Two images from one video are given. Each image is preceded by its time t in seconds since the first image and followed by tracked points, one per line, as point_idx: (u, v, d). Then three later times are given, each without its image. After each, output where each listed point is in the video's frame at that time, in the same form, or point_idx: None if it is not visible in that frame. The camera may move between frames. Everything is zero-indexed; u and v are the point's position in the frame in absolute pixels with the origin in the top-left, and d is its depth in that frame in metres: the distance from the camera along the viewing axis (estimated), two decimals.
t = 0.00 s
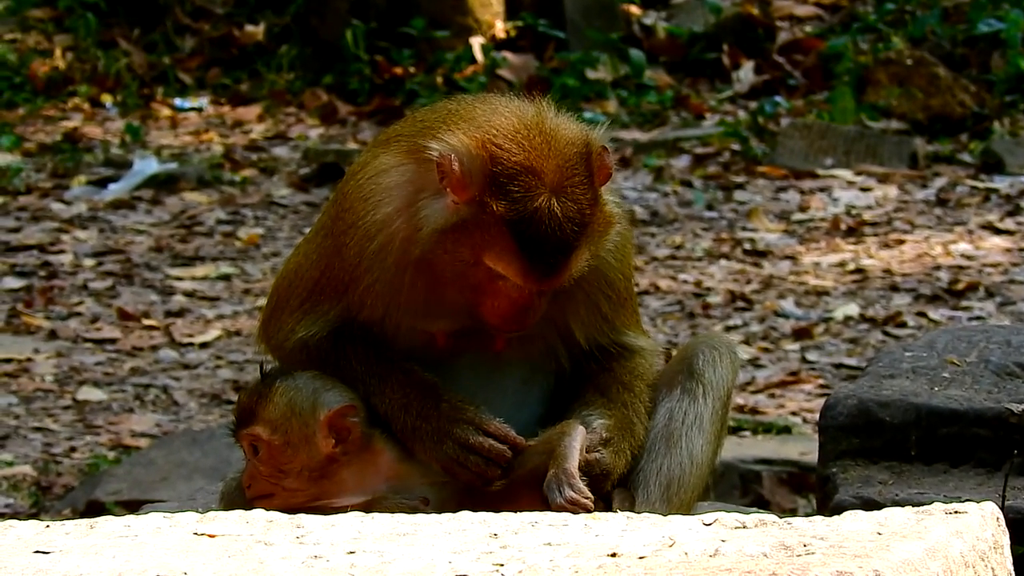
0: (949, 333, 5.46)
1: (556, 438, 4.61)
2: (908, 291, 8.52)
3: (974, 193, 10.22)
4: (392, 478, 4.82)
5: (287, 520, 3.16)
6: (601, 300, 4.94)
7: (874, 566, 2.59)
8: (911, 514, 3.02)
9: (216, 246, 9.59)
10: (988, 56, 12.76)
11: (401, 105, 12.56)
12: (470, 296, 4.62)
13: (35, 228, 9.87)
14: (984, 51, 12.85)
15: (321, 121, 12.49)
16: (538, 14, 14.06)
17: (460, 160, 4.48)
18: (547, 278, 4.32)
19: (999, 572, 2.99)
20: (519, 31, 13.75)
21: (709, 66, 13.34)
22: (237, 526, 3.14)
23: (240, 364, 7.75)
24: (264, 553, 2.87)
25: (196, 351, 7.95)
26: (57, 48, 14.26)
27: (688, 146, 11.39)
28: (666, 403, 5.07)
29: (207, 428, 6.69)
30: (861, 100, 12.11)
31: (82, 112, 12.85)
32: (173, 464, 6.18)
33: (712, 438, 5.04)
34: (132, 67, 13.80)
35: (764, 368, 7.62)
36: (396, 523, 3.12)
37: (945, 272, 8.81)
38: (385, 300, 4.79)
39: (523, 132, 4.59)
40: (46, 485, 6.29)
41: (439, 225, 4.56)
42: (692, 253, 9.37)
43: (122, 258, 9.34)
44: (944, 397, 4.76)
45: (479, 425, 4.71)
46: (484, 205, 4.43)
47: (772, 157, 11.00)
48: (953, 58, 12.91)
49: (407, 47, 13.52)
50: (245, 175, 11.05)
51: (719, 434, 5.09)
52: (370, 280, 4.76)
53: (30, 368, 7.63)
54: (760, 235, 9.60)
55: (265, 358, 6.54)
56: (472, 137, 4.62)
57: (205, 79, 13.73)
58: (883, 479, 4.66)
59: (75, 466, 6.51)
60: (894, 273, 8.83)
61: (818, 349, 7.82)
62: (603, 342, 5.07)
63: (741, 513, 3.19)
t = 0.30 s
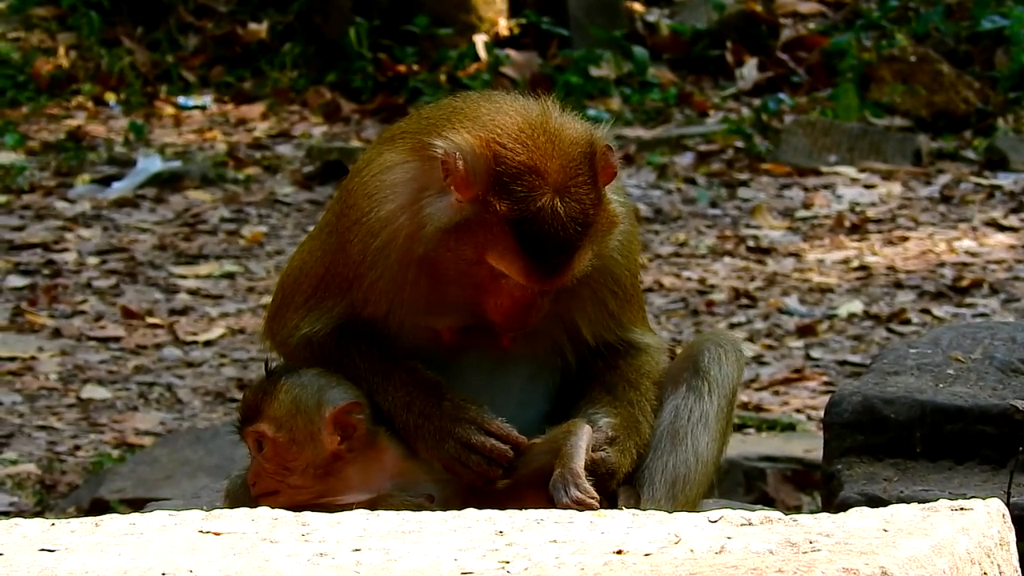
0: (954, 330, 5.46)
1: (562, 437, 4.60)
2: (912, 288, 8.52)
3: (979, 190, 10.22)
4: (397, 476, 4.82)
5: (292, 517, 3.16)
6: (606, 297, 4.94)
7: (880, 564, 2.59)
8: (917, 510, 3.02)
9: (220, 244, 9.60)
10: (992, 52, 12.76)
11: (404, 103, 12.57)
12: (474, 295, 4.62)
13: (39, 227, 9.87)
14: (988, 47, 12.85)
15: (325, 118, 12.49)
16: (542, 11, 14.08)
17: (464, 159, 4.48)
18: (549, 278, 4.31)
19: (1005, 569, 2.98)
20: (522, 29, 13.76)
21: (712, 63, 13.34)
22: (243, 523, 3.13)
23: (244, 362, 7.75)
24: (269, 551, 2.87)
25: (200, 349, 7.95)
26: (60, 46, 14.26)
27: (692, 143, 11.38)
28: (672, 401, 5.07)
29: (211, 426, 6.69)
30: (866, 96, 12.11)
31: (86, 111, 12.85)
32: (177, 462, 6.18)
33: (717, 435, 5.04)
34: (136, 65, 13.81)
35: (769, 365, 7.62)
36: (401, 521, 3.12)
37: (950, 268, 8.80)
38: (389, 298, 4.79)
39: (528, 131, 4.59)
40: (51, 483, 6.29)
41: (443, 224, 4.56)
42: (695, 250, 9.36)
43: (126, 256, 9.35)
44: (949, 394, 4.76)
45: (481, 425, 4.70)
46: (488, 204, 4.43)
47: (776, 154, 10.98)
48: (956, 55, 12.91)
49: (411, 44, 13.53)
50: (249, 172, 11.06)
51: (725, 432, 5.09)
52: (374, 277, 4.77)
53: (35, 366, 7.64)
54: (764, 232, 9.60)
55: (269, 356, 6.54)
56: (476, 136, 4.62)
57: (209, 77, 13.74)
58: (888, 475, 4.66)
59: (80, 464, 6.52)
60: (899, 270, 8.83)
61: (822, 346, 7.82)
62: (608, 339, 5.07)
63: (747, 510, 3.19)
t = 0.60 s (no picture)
0: (958, 327, 5.45)
1: (569, 437, 4.65)
2: (917, 286, 8.51)
3: (983, 187, 10.21)
4: (401, 473, 4.82)
5: (297, 515, 3.17)
6: (611, 295, 4.93)
7: (885, 562, 2.59)
8: (921, 508, 3.02)
9: (224, 242, 9.61)
10: (997, 50, 12.75)
11: (409, 101, 12.57)
12: (476, 292, 4.61)
13: (44, 224, 9.88)
14: (992, 45, 12.84)
15: (330, 116, 12.49)
16: (547, 9, 14.08)
17: (468, 156, 4.47)
18: (551, 276, 4.30)
19: (1009, 567, 2.99)
20: (527, 27, 13.82)
21: (717, 60, 13.33)
22: (248, 521, 3.14)
23: (249, 359, 7.76)
24: (274, 549, 2.87)
25: (205, 346, 7.96)
26: (65, 44, 14.26)
27: (697, 140, 11.37)
28: (677, 398, 5.08)
29: (216, 424, 6.69)
30: (870, 94, 12.09)
31: (90, 108, 12.86)
32: (183, 460, 6.19)
33: (722, 433, 5.04)
34: (141, 62, 13.81)
35: (774, 362, 7.61)
36: (406, 519, 3.12)
37: (954, 266, 8.80)
38: (392, 294, 4.79)
39: (532, 129, 4.58)
40: (56, 481, 6.30)
41: (446, 220, 4.56)
42: (700, 247, 9.35)
43: (131, 254, 9.35)
44: (953, 391, 4.76)
45: (480, 434, 4.74)
46: (491, 201, 4.42)
47: (781, 152, 10.98)
48: (961, 52, 12.90)
49: (415, 42, 13.53)
50: (254, 170, 11.06)
51: (729, 429, 5.10)
52: (378, 273, 4.77)
53: (39, 364, 7.64)
54: (769, 230, 9.60)
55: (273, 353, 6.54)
56: (480, 134, 4.62)
57: (214, 75, 13.75)
58: (893, 473, 4.66)
59: (84, 462, 6.52)
60: (903, 267, 8.82)
61: (827, 343, 7.81)
62: (612, 338, 5.07)
63: (751, 507, 3.19)
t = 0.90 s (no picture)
0: (962, 324, 5.45)
1: (576, 437, 4.65)
2: (921, 283, 8.51)
3: (986, 185, 10.21)
4: (406, 470, 4.84)
5: (302, 512, 3.17)
6: (614, 294, 4.93)
7: (890, 560, 2.59)
8: (926, 505, 3.02)
9: (228, 240, 9.61)
10: (1000, 48, 12.74)
11: (412, 99, 12.57)
12: (479, 290, 4.61)
13: (47, 222, 9.88)
14: (995, 43, 12.84)
15: (333, 114, 12.48)
16: (550, 6, 14.09)
17: (471, 155, 4.47)
18: (552, 275, 4.29)
19: (1015, 564, 2.98)
20: (531, 24, 13.80)
21: (720, 58, 13.32)
22: (253, 518, 3.14)
23: (253, 357, 7.76)
24: (279, 547, 2.87)
25: (209, 344, 7.96)
26: (68, 42, 14.26)
27: (701, 138, 11.37)
28: (682, 396, 5.07)
29: (220, 422, 6.70)
30: (873, 92, 12.09)
31: (94, 106, 12.86)
32: (187, 457, 6.19)
33: (727, 430, 5.04)
34: (144, 61, 13.81)
35: (777, 360, 7.61)
36: (411, 516, 3.12)
37: (958, 263, 8.80)
38: (396, 292, 4.80)
39: (535, 128, 4.57)
40: (60, 479, 6.30)
41: (448, 218, 4.56)
42: (704, 245, 9.35)
43: (134, 252, 9.36)
44: (958, 388, 4.76)
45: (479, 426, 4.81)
46: (492, 200, 4.41)
47: (784, 149, 10.98)
48: (964, 50, 12.90)
49: (419, 40, 13.53)
50: (257, 168, 11.06)
51: (734, 427, 5.09)
52: (381, 271, 4.77)
53: (43, 362, 7.65)
54: (772, 227, 9.60)
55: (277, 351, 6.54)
56: (483, 133, 4.61)
57: (217, 73, 13.75)
58: (897, 470, 4.65)
59: (88, 459, 6.53)
60: (907, 265, 8.82)
61: (831, 341, 7.81)
62: (616, 336, 5.07)
63: (756, 505, 3.19)
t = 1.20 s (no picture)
0: (963, 322, 5.46)
1: (577, 433, 4.68)
2: (922, 281, 8.52)
3: (989, 183, 10.21)
4: (409, 468, 4.85)
5: (303, 510, 3.19)
6: (615, 292, 4.95)
7: (890, 556, 2.61)
8: (927, 501, 3.04)
9: (231, 239, 9.63)
10: (1003, 46, 12.75)
11: (415, 98, 12.57)
12: (479, 284, 4.63)
13: (49, 221, 9.90)
14: (998, 41, 12.85)
15: (336, 113, 12.50)
16: (553, 5, 14.11)
17: (469, 147, 4.49)
18: (549, 267, 4.30)
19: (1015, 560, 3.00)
20: (535, 22, 13.80)
21: (724, 57, 13.32)
22: (254, 517, 3.16)
23: (255, 356, 7.78)
24: (280, 545, 2.89)
25: (211, 343, 7.98)
26: (71, 41, 14.27)
27: (703, 136, 11.38)
28: (686, 395, 5.09)
29: (223, 421, 6.72)
30: (877, 90, 12.10)
31: (96, 105, 12.87)
32: (189, 456, 6.21)
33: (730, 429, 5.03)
34: (147, 59, 13.82)
35: (780, 358, 7.62)
36: (413, 514, 3.14)
37: (959, 261, 8.81)
38: (399, 288, 4.83)
39: (534, 123, 4.58)
40: (60, 478, 6.32)
41: (448, 211, 4.57)
42: (706, 243, 9.37)
43: (136, 251, 9.38)
44: (959, 386, 4.77)
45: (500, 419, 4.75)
46: (490, 192, 4.43)
47: (787, 148, 10.99)
48: (967, 48, 12.91)
49: (422, 39, 13.55)
50: (260, 167, 11.08)
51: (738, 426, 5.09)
52: (384, 267, 4.81)
53: (45, 361, 7.67)
54: (775, 225, 9.61)
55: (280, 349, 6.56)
56: (483, 125, 4.62)
57: (220, 72, 13.76)
58: (899, 467, 4.67)
59: (89, 459, 6.55)
60: (909, 263, 8.83)
61: (833, 339, 7.83)
62: (618, 335, 5.09)
63: (757, 501, 3.20)
